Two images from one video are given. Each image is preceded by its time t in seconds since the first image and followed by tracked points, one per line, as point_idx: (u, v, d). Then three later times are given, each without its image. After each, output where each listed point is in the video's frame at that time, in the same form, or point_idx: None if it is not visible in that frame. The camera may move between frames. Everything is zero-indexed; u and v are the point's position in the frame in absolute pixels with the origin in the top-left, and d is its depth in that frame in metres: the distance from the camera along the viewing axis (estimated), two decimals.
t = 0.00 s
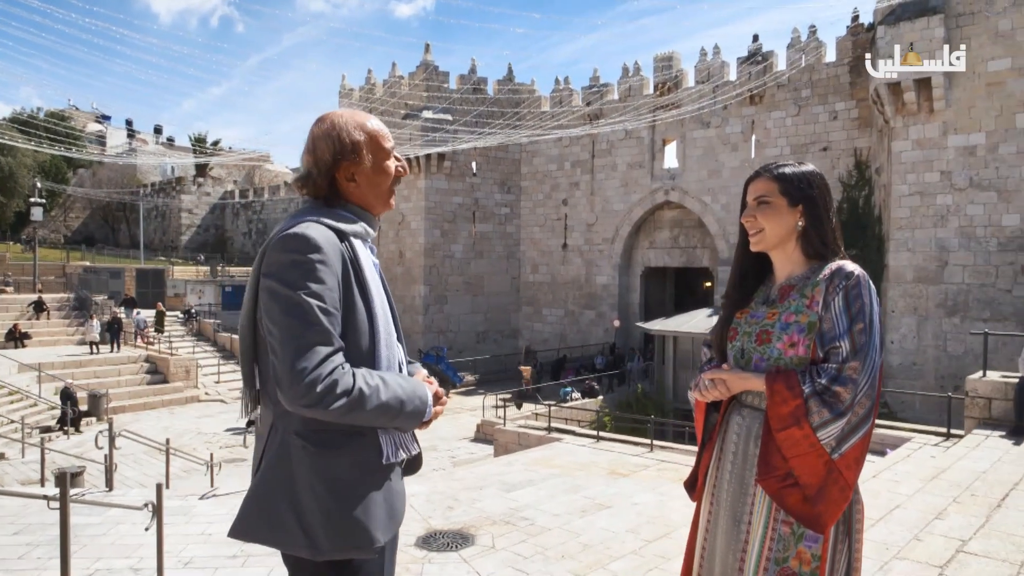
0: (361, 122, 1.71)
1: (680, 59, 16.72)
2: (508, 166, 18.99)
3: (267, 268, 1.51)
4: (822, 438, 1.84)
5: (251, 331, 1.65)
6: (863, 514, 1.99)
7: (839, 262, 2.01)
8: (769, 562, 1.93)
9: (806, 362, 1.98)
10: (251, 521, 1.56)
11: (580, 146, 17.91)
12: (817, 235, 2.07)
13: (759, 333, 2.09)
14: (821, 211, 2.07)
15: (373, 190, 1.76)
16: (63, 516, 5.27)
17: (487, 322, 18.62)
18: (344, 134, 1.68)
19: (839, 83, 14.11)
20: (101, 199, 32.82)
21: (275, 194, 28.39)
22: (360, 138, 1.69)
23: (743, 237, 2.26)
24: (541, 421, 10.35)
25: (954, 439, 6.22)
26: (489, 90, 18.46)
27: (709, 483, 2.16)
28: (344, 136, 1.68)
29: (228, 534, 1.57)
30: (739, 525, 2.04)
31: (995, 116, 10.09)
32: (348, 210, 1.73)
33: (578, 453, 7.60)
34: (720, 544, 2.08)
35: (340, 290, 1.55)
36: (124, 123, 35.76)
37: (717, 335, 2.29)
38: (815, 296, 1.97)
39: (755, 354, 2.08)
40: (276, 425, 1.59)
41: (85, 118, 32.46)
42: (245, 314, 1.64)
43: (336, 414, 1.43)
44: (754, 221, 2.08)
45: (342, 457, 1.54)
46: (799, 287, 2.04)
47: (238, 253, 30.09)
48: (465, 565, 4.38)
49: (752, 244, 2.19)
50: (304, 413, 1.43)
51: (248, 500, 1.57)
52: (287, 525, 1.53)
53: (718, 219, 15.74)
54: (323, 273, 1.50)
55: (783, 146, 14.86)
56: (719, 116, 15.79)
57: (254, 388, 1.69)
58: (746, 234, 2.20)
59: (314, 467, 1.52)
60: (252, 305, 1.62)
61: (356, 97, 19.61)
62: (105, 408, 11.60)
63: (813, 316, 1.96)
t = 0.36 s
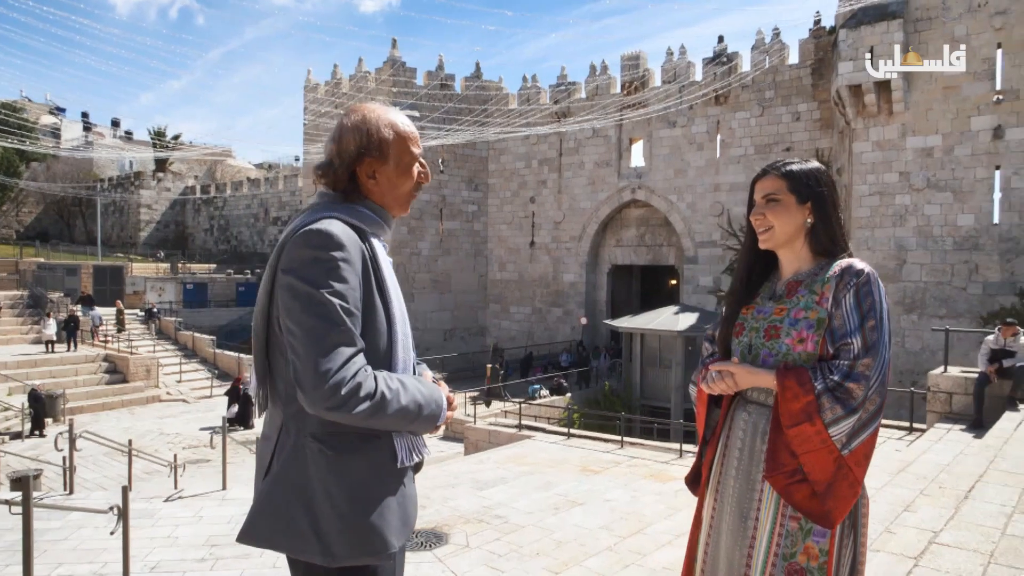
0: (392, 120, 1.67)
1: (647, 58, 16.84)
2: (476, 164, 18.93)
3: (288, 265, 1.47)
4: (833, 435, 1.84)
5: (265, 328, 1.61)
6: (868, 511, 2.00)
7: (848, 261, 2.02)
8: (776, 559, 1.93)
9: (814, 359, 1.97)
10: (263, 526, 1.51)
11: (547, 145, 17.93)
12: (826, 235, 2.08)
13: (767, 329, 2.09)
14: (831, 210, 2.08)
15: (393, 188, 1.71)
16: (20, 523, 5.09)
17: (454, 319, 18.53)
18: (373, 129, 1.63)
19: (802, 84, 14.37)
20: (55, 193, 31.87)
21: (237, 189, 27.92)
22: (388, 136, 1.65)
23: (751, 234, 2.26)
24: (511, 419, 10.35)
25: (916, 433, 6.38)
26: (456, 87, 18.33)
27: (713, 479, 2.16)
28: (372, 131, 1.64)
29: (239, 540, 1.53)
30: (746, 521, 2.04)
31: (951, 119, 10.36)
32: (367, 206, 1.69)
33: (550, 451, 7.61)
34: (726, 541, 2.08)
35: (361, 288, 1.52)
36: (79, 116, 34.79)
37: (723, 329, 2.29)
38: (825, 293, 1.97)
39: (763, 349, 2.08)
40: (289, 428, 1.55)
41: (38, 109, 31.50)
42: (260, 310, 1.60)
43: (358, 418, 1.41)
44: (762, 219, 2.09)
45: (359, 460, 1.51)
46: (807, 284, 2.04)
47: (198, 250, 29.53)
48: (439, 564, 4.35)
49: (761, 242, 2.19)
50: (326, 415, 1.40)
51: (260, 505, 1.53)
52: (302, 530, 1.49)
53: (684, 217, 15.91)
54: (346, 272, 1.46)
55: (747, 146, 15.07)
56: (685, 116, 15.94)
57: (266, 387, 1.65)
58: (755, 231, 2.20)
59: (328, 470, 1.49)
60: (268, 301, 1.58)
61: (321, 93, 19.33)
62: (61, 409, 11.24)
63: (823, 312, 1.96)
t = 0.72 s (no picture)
0: (414, 126, 1.65)
1: (614, 59, 16.98)
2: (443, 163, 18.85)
3: (295, 264, 1.46)
4: (836, 431, 1.86)
5: (270, 328, 1.59)
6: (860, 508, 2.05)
7: (844, 261, 2.04)
8: (774, 553, 1.96)
9: (810, 357, 1.98)
10: (263, 532, 1.50)
11: (515, 144, 17.94)
12: (822, 238, 2.10)
13: (764, 326, 2.10)
14: (826, 213, 2.10)
15: (405, 192, 1.69)
16: None
17: (422, 319, 18.41)
18: (393, 131, 1.62)
19: (765, 86, 14.62)
20: (8, 191, 30.96)
21: (199, 187, 27.43)
22: (410, 141, 1.63)
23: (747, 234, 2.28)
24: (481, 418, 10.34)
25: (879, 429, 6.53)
26: (423, 85, 18.23)
27: (709, 477, 2.17)
28: (393, 134, 1.62)
29: (239, 544, 1.51)
30: (743, 517, 2.05)
31: (909, 122, 10.63)
32: (377, 209, 1.67)
33: (522, 450, 7.62)
34: (722, 537, 2.10)
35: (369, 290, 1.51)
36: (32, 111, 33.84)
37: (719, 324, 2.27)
38: (822, 292, 1.98)
39: (761, 346, 2.09)
40: (293, 431, 1.53)
41: None
42: (265, 309, 1.58)
43: (364, 423, 1.40)
44: (761, 219, 2.10)
45: (366, 465, 1.50)
46: (802, 282, 2.06)
47: (159, 249, 28.94)
48: (414, 565, 4.32)
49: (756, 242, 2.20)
50: (333, 420, 1.39)
51: (261, 508, 1.51)
52: (304, 535, 1.48)
53: (651, 217, 16.07)
54: (355, 275, 1.45)
55: (712, 146, 15.27)
56: (652, 116, 16.10)
57: (269, 389, 1.63)
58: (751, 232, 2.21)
59: (336, 475, 1.48)
60: (273, 299, 1.57)
61: (286, 91, 19.11)
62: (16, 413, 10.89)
63: (820, 311, 1.97)
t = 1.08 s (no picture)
0: (421, 128, 1.64)
1: (583, 60, 17.11)
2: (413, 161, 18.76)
3: (303, 262, 1.47)
4: (834, 426, 1.90)
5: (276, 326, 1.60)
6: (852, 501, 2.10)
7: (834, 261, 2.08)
8: (769, 546, 2.00)
9: (804, 354, 2.02)
10: (270, 531, 1.51)
11: (485, 143, 17.93)
12: (814, 239, 2.13)
13: (758, 325, 2.13)
14: (817, 215, 2.14)
15: (411, 194, 1.69)
16: None
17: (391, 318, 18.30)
18: (399, 132, 1.62)
19: (733, 88, 14.82)
20: None
21: (163, 185, 26.94)
22: (415, 142, 1.62)
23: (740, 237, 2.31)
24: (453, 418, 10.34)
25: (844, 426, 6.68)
26: (393, 83, 18.12)
27: (703, 474, 2.20)
28: (399, 134, 1.62)
29: (246, 543, 1.51)
30: (739, 510, 2.08)
31: (872, 124, 10.87)
32: (383, 209, 1.66)
33: (495, 449, 7.64)
34: (717, 531, 2.12)
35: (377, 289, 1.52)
36: None
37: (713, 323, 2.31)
38: (815, 291, 2.02)
39: (756, 344, 2.12)
40: (301, 431, 1.55)
41: None
42: (270, 305, 1.59)
43: (373, 417, 1.39)
44: (754, 220, 2.13)
45: (377, 465, 1.52)
46: (795, 281, 2.09)
47: (121, 248, 28.35)
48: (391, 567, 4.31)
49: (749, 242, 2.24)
50: (343, 416, 1.39)
51: (268, 508, 1.52)
52: (312, 535, 1.50)
53: (620, 217, 16.19)
54: (364, 274, 1.47)
55: (680, 147, 15.44)
56: (621, 117, 16.20)
57: (275, 388, 1.64)
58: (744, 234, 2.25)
59: (347, 475, 1.49)
60: (279, 295, 1.57)
61: (253, 88, 18.84)
62: None
63: (813, 309, 2.01)
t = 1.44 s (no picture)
0: (434, 133, 1.65)
1: (545, 60, 17.13)
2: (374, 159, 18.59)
3: (316, 265, 1.48)
4: (812, 410, 1.95)
5: (285, 327, 1.61)
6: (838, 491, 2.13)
7: (823, 261, 2.12)
8: (759, 539, 2.03)
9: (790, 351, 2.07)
10: (274, 529, 1.52)
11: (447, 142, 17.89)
12: (803, 242, 2.18)
13: (747, 323, 2.18)
14: (808, 222, 2.19)
15: (422, 199, 1.68)
16: None
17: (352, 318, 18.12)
18: (412, 137, 1.62)
19: (692, 90, 15.07)
20: None
21: (114, 181, 26.18)
22: (428, 146, 1.63)
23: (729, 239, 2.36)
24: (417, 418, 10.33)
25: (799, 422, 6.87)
26: (354, 80, 17.93)
27: (691, 469, 2.21)
28: (413, 139, 1.62)
29: (249, 541, 1.52)
30: (729, 502, 2.10)
31: (826, 128, 11.14)
32: (395, 213, 1.67)
33: (459, 448, 7.64)
34: (706, 526, 2.14)
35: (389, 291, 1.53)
36: None
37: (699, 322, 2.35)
38: (802, 290, 2.06)
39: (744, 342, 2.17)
40: (308, 432, 1.56)
41: None
42: (279, 305, 1.59)
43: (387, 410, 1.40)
44: (742, 220, 2.17)
45: (383, 468, 1.54)
46: (782, 280, 2.13)
47: (70, 245, 27.47)
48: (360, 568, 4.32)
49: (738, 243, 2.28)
50: (356, 415, 1.41)
51: (273, 506, 1.53)
52: (316, 535, 1.51)
53: (582, 217, 16.30)
54: (378, 278, 1.48)
55: (641, 147, 15.63)
56: (583, 117, 16.32)
57: (280, 388, 1.64)
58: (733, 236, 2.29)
59: (353, 477, 1.51)
60: (288, 295, 1.58)
61: (209, 83, 18.45)
62: None
63: (800, 307, 2.06)
